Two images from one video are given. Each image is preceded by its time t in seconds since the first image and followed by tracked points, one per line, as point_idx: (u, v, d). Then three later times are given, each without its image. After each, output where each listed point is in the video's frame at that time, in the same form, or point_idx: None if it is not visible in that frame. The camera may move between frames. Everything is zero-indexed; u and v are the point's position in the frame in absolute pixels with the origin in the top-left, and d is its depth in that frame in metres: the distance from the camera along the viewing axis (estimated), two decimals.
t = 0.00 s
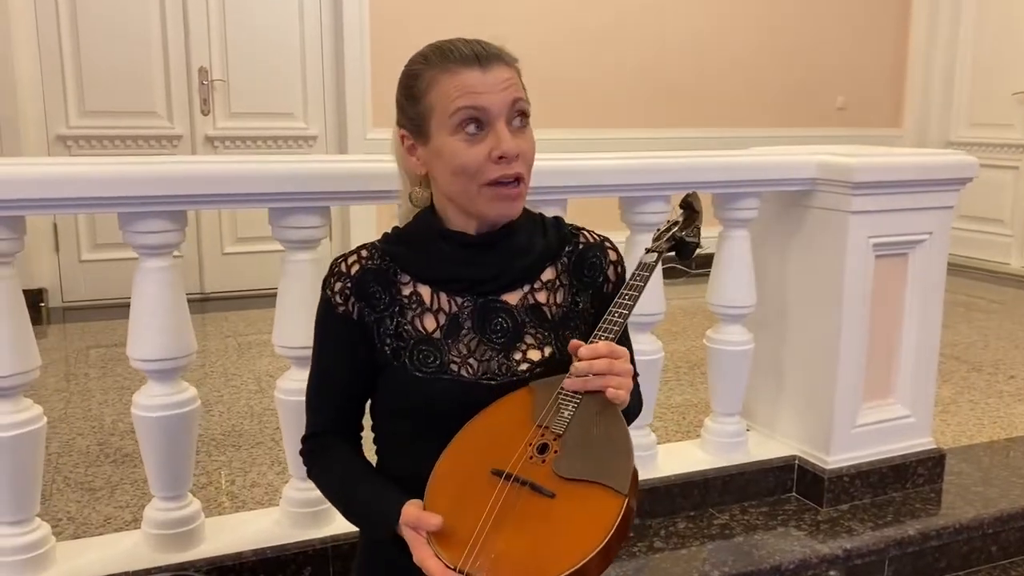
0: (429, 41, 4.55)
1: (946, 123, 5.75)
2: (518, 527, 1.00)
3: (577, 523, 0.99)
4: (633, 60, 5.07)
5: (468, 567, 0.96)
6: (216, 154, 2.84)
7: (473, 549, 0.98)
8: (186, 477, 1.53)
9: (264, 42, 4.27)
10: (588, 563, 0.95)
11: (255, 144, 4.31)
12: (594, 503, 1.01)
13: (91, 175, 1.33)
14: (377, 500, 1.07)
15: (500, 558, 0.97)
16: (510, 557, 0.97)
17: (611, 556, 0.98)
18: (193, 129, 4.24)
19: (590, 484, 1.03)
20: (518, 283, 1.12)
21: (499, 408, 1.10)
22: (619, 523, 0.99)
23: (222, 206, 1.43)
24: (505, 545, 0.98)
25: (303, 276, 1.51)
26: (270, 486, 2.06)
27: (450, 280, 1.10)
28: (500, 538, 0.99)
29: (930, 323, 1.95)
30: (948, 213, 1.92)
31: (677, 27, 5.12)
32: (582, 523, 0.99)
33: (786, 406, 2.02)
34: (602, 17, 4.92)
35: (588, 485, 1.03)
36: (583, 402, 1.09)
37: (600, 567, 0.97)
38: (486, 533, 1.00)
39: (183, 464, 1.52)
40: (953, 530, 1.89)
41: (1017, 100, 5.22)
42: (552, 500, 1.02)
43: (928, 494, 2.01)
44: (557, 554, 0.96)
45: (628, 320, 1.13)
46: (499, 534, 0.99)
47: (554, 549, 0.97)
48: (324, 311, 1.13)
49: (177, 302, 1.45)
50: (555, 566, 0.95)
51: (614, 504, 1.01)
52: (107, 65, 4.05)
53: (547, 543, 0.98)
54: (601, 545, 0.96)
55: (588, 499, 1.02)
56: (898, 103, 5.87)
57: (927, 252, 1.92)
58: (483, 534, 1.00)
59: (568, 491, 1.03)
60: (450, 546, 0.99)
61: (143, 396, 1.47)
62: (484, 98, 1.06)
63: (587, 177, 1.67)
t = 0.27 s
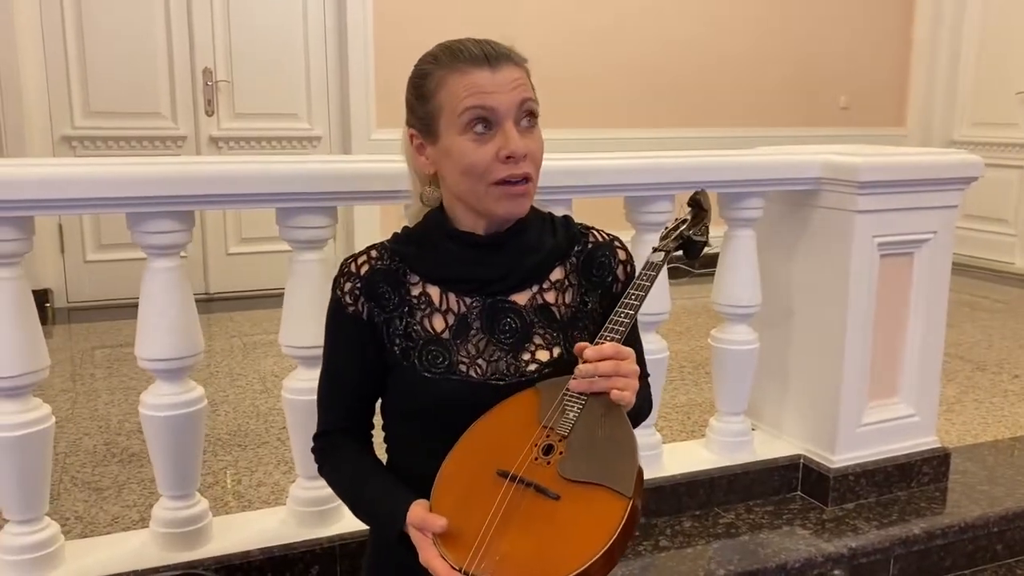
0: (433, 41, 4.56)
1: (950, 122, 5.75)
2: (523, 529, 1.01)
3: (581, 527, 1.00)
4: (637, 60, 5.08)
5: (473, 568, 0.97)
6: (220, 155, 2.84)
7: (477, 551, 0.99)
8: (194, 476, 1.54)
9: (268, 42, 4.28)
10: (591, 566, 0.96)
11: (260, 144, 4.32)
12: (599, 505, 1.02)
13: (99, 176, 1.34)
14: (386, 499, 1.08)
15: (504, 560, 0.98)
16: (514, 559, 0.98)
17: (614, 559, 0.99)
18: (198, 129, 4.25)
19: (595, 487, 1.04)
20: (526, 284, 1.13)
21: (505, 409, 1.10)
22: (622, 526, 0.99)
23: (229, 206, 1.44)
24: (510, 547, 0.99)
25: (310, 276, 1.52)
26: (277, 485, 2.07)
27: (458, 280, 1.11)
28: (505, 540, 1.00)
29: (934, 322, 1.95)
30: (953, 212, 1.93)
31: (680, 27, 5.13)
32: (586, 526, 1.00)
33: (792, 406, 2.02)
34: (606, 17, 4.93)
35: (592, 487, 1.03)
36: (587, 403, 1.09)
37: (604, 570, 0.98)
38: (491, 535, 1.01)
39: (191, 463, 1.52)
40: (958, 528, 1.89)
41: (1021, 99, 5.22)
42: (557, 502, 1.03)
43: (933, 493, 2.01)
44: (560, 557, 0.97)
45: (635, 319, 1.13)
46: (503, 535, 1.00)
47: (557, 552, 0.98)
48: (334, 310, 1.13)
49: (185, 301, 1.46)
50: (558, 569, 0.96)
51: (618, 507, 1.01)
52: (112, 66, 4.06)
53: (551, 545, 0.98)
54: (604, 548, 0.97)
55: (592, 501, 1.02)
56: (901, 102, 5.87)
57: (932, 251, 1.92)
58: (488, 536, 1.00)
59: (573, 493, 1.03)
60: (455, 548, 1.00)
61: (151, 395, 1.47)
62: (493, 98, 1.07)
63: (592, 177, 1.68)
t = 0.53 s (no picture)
0: (435, 41, 4.57)
1: (952, 122, 5.75)
2: (536, 527, 1.01)
3: (594, 525, 1.01)
4: (639, 61, 5.08)
5: (487, 566, 0.98)
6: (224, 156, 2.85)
7: (491, 549, 1.00)
8: (200, 476, 1.54)
9: (270, 43, 4.28)
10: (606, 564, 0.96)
11: (263, 145, 4.32)
12: (611, 504, 1.02)
13: (106, 177, 1.34)
14: (395, 498, 1.08)
15: (518, 557, 0.98)
16: (529, 557, 0.98)
17: (628, 556, 0.99)
18: (201, 130, 4.26)
19: (607, 485, 1.04)
20: (535, 284, 1.13)
21: (516, 408, 1.11)
22: (636, 523, 1.00)
23: (235, 207, 1.45)
24: (523, 546, 0.99)
25: (315, 276, 1.52)
26: (281, 484, 2.08)
27: (467, 280, 1.12)
28: (518, 538, 1.00)
29: (937, 322, 1.96)
30: (955, 212, 1.93)
31: (682, 27, 5.13)
32: (599, 525, 1.00)
33: (795, 406, 2.03)
34: (608, 17, 4.93)
35: (604, 486, 1.04)
36: (598, 403, 1.10)
37: (618, 567, 0.99)
38: (505, 533, 1.01)
39: (197, 463, 1.53)
40: (961, 527, 1.90)
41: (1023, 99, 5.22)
42: (570, 501, 1.03)
43: (937, 492, 2.02)
44: (574, 555, 0.97)
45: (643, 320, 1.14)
46: (517, 534, 1.01)
47: (571, 550, 0.98)
48: (343, 311, 1.14)
49: (191, 302, 1.46)
50: (573, 566, 0.96)
51: (632, 505, 1.02)
52: (116, 67, 4.07)
53: (565, 543, 0.99)
54: (618, 546, 0.98)
55: (605, 499, 1.03)
56: (903, 102, 5.87)
57: (934, 251, 1.92)
58: (501, 535, 1.01)
59: (586, 492, 1.04)
60: (468, 546, 1.00)
61: (158, 395, 1.48)
62: (502, 99, 1.07)
63: (597, 177, 1.68)
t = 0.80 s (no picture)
0: (436, 42, 4.58)
1: (953, 121, 5.75)
2: (542, 524, 1.02)
3: (599, 522, 1.01)
4: (641, 61, 5.09)
5: (493, 562, 0.98)
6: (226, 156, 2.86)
7: (497, 545, 1.00)
8: (203, 475, 1.55)
9: (272, 43, 4.29)
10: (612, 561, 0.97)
11: (265, 145, 4.33)
12: (617, 501, 1.03)
13: (110, 177, 1.35)
14: (400, 497, 1.09)
15: (524, 554, 0.99)
16: (535, 554, 0.99)
17: (634, 553, 1.00)
18: (203, 130, 4.27)
19: (612, 483, 1.05)
20: (539, 283, 1.14)
21: (521, 406, 1.12)
22: (642, 521, 1.01)
23: (239, 207, 1.45)
24: (529, 542, 1.00)
25: (319, 276, 1.53)
26: (283, 484, 2.09)
27: (472, 280, 1.12)
28: (524, 535, 1.01)
29: (938, 321, 1.96)
30: (956, 211, 1.93)
31: (683, 27, 5.14)
32: (604, 522, 1.01)
33: (797, 405, 2.03)
34: (609, 17, 4.94)
35: (610, 484, 1.05)
36: (603, 401, 1.11)
37: (623, 565, 0.99)
38: (510, 530, 1.02)
39: (201, 462, 1.54)
40: (962, 526, 1.91)
41: None
42: (576, 498, 1.04)
43: (938, 491, 2.02)
44: (580, 552, 0.98)
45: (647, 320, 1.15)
46: (523, 531, 1.01)
47: (577, 547, 0.99)
48: (348, 311, 1.14)
49: (194, 302, 1.47)
50: (578, 562, 0.97)
51: (637, 503, 1.02)
52: (119, 67, 4.08)
53: (571, 540, 0.99)
54: (624, 543, 0.98)
55: (611, 497, 1.04)
56: (904, 102, 5.87)
57: (935, 250, 1.93)
58: (507, 531, 1.01)
59: (591, 489, 1.05)
60: (474, 543, 1.01)
61: (161, 394, 1.48)
62: (507, 99, 1.08)
63: (598, 177, 1.69)
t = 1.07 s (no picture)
0: (437, 42, 4.58)
1: (954, 121, 5.75)
2: (542, 523, 1.02)
3: (599, 521, 1.01)
4: (642, 61, 5.09)
5: (493, 561, 0.99)
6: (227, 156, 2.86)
7: (497, 545, 1.00)
8: (206, 474, 1.55)
9: (273, 43, 4.30)
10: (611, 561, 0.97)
11: (267, 145, 4.34)
12: (617, 501, 1.03)
13: (112, 177, 1.35)
14: (403, 495, 1.09)
15: (524, 553, 0.99)
16: (535, 553, 0.99)
17: (633, 553, 1.00)
18: (205, 130, 4.28)
19: (612, 482, 1.05)
20: (541, 283, 1.14)
21: (522, 405, 1.12)
22: (642, 521, 1.01)
23: (242, 206, 1.46)
24: (529, 543, 1.00)
25: (321, 276, 1.53)
26: (285, 483, 2.09)
27: (475, 280, 1.12)
28: (524, 534, 1.01)
29: (939, 320, 1.97)
30: (957, 211, 1.94)
31: (684, 27, 5.14)
32: (604, 521, 1.01)
33: (798, 404, 2.03)
34: (611, 17, 4.94)
35: (610, 483, 1.05)
36: (604, 400, 1.11)
37: (622, 565, 0.99)
38: (511, 530, 1.02)
39: (203, 461, 1.54)
40: (963, 526, 1.91)
41: None
42: (576, 498, 1.04)
43: (939, 490, 2.02)
44: (580, 552, 0.98)
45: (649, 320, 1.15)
46: (523, 531, 1.02)
47: (576, 547, 0.99)
48: (351, 310, 1.15)
49: (197, 301, 1.47)
50: (578, 562, 0.97)
51: (637, 503, 1.03)
52: (120, 67, 4.08)
53: (571, 540, 1.00)
54: (623, 543, 0.98)
55: (611, 497, 1.04)
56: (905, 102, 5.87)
57: (936, 250, 1.93)
58: (507, 531, 1.02)
59: (592, 488, 1.05)
60: (474, 542, 1.01)
61: (164, 393, 1.49)
62: (509, 99, 1.08)
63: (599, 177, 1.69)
